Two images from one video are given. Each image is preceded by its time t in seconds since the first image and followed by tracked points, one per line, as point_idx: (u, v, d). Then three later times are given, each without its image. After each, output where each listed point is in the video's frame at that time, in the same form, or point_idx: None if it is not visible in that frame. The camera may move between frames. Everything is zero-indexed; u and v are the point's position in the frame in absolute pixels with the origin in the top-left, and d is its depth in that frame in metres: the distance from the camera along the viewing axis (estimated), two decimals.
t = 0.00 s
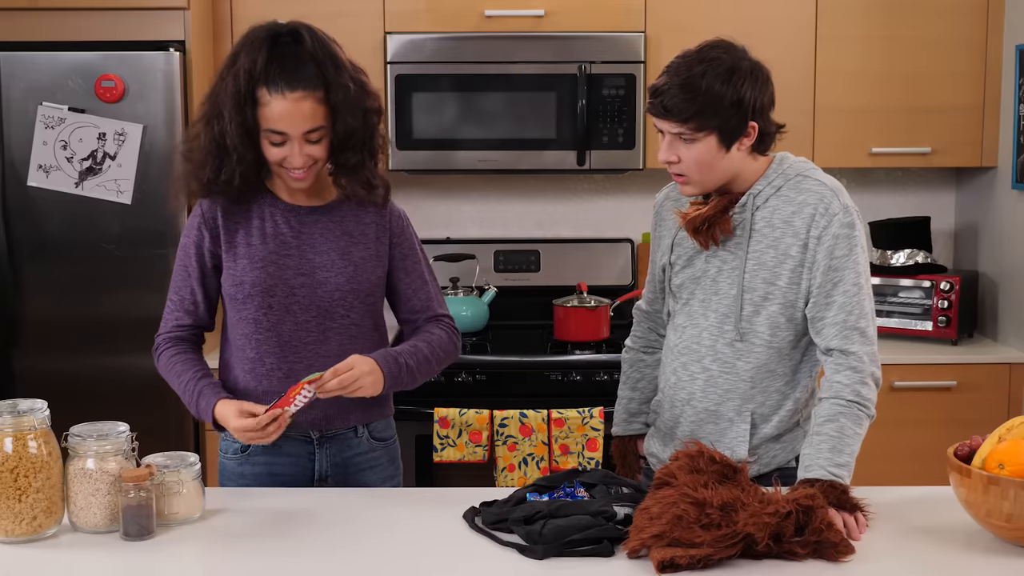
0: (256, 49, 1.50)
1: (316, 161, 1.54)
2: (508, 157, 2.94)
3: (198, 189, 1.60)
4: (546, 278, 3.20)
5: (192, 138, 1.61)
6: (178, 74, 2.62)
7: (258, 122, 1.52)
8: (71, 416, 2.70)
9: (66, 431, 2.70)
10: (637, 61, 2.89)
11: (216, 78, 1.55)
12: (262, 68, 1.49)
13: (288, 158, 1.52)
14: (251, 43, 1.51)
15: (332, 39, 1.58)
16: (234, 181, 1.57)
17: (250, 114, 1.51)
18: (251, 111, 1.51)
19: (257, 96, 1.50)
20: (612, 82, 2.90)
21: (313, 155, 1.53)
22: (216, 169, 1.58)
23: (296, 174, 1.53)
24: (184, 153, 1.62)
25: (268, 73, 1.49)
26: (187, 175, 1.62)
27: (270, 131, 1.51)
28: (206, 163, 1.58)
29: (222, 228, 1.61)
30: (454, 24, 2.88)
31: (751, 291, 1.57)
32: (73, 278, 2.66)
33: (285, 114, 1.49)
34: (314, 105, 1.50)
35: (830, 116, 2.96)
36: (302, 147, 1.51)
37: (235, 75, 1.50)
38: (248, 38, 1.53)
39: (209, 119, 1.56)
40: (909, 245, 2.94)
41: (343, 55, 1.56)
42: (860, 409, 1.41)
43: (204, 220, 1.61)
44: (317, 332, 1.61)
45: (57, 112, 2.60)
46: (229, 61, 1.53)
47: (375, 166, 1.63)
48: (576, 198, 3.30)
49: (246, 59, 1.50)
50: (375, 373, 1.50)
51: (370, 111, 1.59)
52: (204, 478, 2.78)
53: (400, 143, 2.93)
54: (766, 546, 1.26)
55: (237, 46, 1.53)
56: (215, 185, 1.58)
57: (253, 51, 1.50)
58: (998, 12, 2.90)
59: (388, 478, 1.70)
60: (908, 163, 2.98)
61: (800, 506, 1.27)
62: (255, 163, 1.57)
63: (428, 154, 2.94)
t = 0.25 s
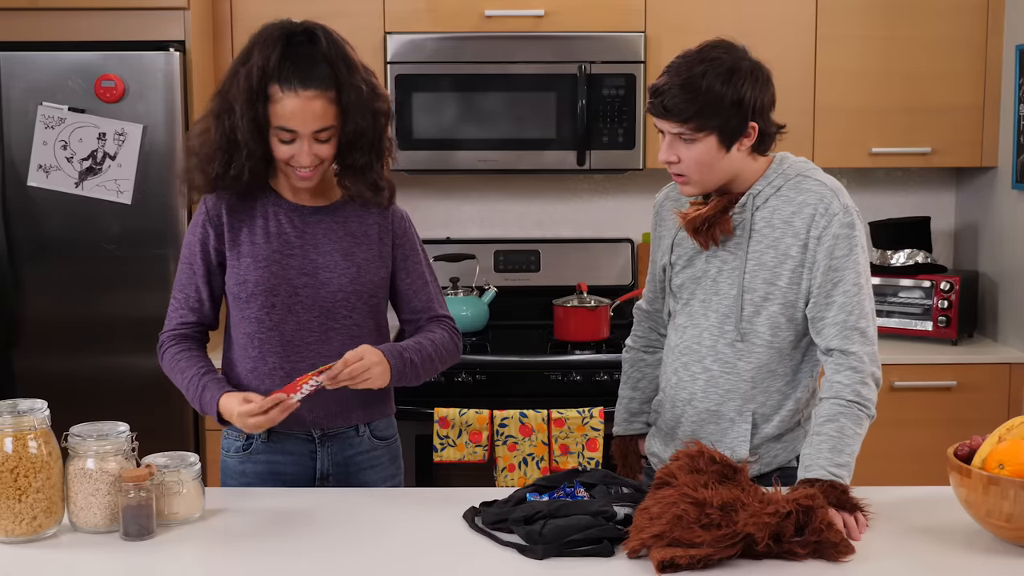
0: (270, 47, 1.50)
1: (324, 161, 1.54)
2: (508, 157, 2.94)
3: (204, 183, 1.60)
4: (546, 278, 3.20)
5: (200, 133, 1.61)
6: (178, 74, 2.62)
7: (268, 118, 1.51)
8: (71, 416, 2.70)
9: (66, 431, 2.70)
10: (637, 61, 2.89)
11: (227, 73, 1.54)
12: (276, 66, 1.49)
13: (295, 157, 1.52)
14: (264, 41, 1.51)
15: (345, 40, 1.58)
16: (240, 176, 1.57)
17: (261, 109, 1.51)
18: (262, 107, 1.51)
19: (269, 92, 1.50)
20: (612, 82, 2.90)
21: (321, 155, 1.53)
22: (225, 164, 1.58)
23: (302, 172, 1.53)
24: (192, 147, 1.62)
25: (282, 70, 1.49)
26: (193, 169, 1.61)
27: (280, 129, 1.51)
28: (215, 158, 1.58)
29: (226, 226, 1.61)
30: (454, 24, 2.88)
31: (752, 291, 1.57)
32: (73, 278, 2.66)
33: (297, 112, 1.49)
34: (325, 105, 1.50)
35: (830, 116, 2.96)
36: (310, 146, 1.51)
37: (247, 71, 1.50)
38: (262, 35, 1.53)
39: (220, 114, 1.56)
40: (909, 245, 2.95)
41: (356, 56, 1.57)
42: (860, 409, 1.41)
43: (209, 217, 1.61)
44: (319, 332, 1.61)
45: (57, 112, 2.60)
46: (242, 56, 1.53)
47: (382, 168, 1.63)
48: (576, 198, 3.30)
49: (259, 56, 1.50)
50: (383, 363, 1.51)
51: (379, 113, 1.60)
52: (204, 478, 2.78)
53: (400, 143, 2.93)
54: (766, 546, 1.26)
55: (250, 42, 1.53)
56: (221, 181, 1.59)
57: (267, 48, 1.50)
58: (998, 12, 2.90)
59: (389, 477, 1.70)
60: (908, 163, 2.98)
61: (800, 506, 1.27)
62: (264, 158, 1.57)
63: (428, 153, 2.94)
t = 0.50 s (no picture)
0: (282, 46, 1.49)
1: (330, 162, 1.54)
2: (508, 157, 2.94)
3: (212, 180, 1.59)
4: (546, 278, 3.20)
5: (207, 127, 1.60)
6: (178, 74, 2.62)
7: (278, 117, 1.50)
8: (71, 416, 2.70)
9: (66, 431, 2.70)
10: (637, 61, 2.89)
11: (238, 70, 1.53)
12: (288, 65, 1.48)
13: (302, 157, 1.51)
14: (277, 40, 1.50)
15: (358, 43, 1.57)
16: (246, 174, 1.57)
17: (271, 108, 1.50)
18: (272, 106, 1.50)
19: (279, 92, 1.49)
20: (612, 82, 2.90)
21: (327, 156, 1.53)
22: (233, 160, 1.57)
23: (308, 172, 1.53)
24: (201, 144, 1.61)
25: (293, 70, 1.48)
26: (200, 165, 1.60)
27: (289, 128, 1.50)
28: (224, 154, 1.57)
29: (228, 224, 1.61)
30: (454, 24, 2.88)
31: (750, 293, 1.57)
32: (73, 278, 2.66)
33: (307, 113, 1.48)
34: (335, 107, 1.49)
35: (830, 116, 2.96)
36: (318, 147, 1.51)
37: (258, 70, 1.49)
38: (274, 34, 1.51)
39: (229, 110, 1.55)
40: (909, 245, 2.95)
41: (369, 59, 1.56)
42: (860, 409, 1.41)
43: (212, 215, 1.61)
44: (320, 332, 1.62)
45: (57, 112, 2.60)
46: (254, 54, 1.51)
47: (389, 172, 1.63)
48: (576, 198, 3.30)
49: (271, 56, 1.49)
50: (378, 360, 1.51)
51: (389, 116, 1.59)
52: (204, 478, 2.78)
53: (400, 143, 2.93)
54: (766, 546, 1.26)
55: (263, 40, 1.52)
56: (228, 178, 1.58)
57: (280, 47, 1.49)
58: (998, 12, 2.90)
59: (389, 476, 1.70)
60: (908, 163, 2.98)
61: (800, 506, 1.27)
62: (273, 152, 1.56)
63: (428, 153, 2.94)
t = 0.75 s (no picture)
0: (303, 45, 1.47)
1: (338, 163, 1.53)
2: (508, 157, 2.94)
3: (222, 176, 1.57)
4: (546, 278, 3.20)
5: (219, 121, 1.57)
6: (178, 74, 2.62)
7: (295, 116, 1.47)
8: (71, 416, 2.70)
9: (66, 431, 2.70)
10: (637, 61, 2.89)
11: (255, 64, 1.50)
12: (307, 66, 1.46)
13: (312, 157, 1.50)
14: (298, 38, 1.48)
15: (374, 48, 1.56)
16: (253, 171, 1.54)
17: (288, 106, 1.47)
18: (289, 104, 1.47)
19: (296, 91, 1.46)
20: (612, 82, 2.90)
21: (337, 157, 1.52)
22: (245, 157, 1.54)
23: (319, 173, 1.51)
24: (212, 138, 1.57)
25: (312, 71, 1.46)
26: (209, 158, 1.57)
27: (303, 127, 1.48)
28: (236, 150, 1.54)
29: (230, 222, 1.60)
30: (454, 24, 2.88)
31: (747, 300, 1.57)
32: (73, 278, 2.66)
33: (323, 114, 1.46)
34: (350, 111, 1.48)
35: (831, 115, 2.96)
36: (329, 149, 1.50)
37: (276, 68, 1.46)
38: (294, 32, 1.49)
39: (245, 106, 1.51)
40: (909, 245, 2.95)
41: (385, 65, 1.56)
42: (860, 409, 1.41)
43: (214, 212, 1.59)
44: (321, 335, 1.61)
45: (56, 112, 2.60)
46: (273, 49, 1.49)
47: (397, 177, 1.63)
48: (576, 198, 3.30)
49: (292, 54, 1.46)
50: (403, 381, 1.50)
51: (401, 123, 1.58)
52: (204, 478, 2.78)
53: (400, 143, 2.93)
54: (766, 546, 1.26)
55: (283, 36, 1.49)
56: (241, 175, 1.56)
57: (301, 46, 1.47)
58: (998, 12, 2.90)
59: (386, 474, 1.70)
60: (908, 163, 2.98)
61: (800, 506, 1.27)
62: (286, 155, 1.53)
63: (428, 153, 2.94)
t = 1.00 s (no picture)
0: (320, 46, 1.47)
1: (348, 165, 1.52)
2: (508, 157, 2.94)
3: (237, 172, 1.52)
4: (546, 278, 3.20)
5: (232, 117, 1.54)
6: (178, 74, 2.62)
7: (310, 115, 1.46)
8: (71, 416, 2.70)
9: (66, 431, 2.70)
10: (637, 61, 2.89)
11: (269, 63, 1.49)
12: (324, 66, 1.46)
13: (324, 157, 1.49)
14: (317, 39, 1.47)
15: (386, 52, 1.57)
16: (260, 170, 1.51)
17: (304, 105, 1.46)
18: (304, 103, 1.45)
19: (311, 91, 1.45)
20: (612, 82, 2.90)
21: (347, 159, 1.51)
22: (263, 154, 1.50)
23: (330, 173, 1.50)
24: (227, 135, 1.54)
25: (328, 71, 1.46)
26: (223, 155, 1.54)
27: (316, 126, 1.47)
28: (253, 148, 1.50)
29: (238, 216, 1.55)
30: (454, 24, 2.88)
31: (742, 303, 1.57)
32: (73, 278, 2.66)
33: (339, 115, 1.46)
34: (363, 113, 1.48)
35: (831, 115, 2.96)
36: (341, 150, 1.49)
37: (293, 67, 1.45)
38: (309, 33, 1.49)
39: (262, 102, 1.48)
40: (909, 245, 2.95)
41: (398, 70, 1.57)
42: (858, 408, 1.41)
43: (223, 204, 1.55)
44: (326, 337, 1.60)
45: (57, 112, 2.60)
46: (288, 49, 1.48)
47: (400, 179, 1.64)
48: (576, 198, 3.30)
49: (308, 54, 1.46)
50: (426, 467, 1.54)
51: (410, 128, 1.59)
52: (204, 478, 2.78)
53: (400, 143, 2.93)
54: (766, 546, 1.26)
55: (298, 37, 1.49)
56: (258, 175, 1.52)
57: (318, 47, 1.47)
58: (998, 12, 2.90)
59: (382, 473, 1.72)
60: (909, 163, 2.98)
61: (800, 506, 1.27)
62: (299, 160, 1.50)
63: (428, 153, 2.94)
